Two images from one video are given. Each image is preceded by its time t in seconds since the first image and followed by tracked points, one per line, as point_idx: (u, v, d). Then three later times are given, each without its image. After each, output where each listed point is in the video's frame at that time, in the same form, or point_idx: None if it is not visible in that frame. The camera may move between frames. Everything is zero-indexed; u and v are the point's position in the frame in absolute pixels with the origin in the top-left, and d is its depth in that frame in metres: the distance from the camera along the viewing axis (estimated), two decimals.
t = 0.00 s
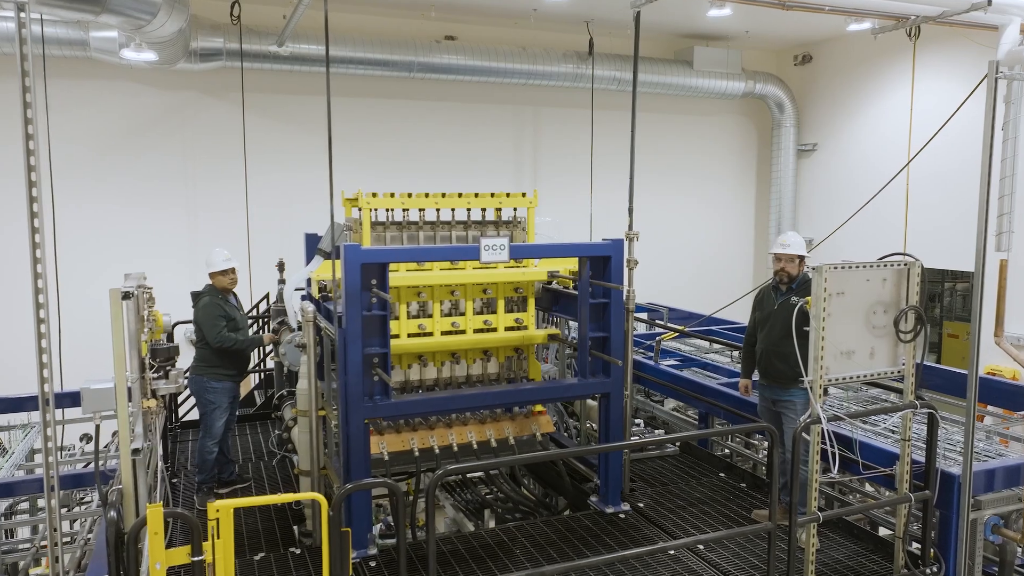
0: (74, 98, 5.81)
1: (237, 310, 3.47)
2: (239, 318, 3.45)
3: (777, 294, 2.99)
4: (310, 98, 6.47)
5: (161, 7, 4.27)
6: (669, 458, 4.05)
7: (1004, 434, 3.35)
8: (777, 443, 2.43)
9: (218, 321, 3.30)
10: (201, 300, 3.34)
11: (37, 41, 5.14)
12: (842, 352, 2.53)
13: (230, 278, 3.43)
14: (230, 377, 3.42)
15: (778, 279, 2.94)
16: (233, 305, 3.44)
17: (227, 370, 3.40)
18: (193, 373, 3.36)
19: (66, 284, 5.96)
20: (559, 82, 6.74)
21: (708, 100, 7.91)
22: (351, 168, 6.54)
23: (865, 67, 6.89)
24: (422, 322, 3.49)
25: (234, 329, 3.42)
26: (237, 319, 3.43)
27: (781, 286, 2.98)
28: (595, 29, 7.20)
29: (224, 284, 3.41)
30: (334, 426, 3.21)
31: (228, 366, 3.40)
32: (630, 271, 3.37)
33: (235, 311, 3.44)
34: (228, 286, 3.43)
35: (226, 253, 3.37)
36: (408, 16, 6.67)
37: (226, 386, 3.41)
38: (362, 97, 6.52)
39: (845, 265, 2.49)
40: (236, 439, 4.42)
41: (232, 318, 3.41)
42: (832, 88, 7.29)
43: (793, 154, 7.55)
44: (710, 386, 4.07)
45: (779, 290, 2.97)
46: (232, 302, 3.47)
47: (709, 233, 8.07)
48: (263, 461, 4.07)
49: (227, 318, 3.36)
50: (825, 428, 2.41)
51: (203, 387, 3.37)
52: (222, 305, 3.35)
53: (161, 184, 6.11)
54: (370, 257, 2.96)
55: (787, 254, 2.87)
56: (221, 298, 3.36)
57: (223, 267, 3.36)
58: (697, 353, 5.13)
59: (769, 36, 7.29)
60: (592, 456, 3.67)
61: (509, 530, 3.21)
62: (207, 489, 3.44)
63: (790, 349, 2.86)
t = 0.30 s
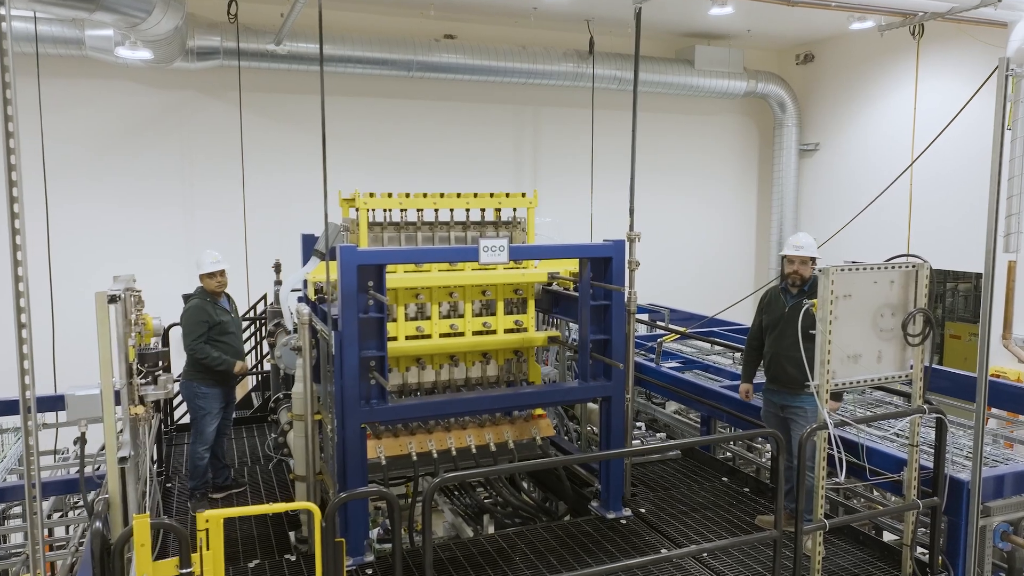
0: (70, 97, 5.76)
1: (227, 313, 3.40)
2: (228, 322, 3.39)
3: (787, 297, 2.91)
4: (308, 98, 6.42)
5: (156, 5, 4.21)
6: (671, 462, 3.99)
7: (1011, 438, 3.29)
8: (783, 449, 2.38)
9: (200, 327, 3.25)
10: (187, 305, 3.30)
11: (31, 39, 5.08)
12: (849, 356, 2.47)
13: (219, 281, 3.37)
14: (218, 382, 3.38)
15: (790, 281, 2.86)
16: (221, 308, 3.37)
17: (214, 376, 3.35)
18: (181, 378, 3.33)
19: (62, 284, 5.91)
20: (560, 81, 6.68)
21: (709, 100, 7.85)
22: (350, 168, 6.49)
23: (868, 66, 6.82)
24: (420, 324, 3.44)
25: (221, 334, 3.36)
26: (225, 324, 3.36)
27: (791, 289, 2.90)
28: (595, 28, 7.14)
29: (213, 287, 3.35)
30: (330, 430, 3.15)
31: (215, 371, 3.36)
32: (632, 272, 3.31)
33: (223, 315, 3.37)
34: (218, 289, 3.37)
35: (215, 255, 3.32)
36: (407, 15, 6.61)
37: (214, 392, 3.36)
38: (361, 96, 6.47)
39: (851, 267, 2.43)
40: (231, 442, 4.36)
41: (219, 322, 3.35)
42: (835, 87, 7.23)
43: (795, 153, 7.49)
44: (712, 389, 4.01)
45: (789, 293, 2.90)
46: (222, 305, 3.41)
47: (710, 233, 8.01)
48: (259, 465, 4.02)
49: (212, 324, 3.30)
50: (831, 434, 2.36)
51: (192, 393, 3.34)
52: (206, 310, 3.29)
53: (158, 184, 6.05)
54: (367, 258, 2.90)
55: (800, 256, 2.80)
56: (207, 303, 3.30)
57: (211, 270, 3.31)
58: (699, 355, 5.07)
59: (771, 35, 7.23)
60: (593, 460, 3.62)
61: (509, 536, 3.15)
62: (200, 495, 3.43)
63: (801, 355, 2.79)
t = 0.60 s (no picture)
0: (66, 96, 5.70)
1: (216, 317, 3.32)
2: (216, 326, 3.31)
3: (798, 300, 2.84)
4: (307, 97, 6.36)
5: (151, 2, 4.15)
6: (673, 466, 3.94)
7: (1019, 442, 3.24)
8: (789, 456, 2.32)
9: (183, 333, 3.19)
10: (174, 309, 3.24)
11: (26, 38, 5.02)
12: (856, 360, 2.42)
13: (207, 284, 3.29)
14: (207, 387, 3.31)
15: (804, 285, 2.79)
16: (209, 312, 3.30)
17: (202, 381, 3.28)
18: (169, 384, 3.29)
19: (58, 285, 5.85)
20: (560, 80, 6.63)
21: (710, 99, 7.79)
22: (348, 168, 6.43)
23: (871, 65, 6.76)
24: (418, 327, 3.39)
25: (208, 339, 3.29)
26: (212, 328, 3.29)
27: (802, 291, 2.84)
28: (596, 27, 7.09)
29: (202, 290, 3.28)
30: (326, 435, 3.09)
31: (203, 377, 3.29)
32: (633, 274, 3.25)
33: (211, 319, 3.29)
34: (206, 293, 3.30)
35: (202, 257, 3.26)
36: (406, 13, 6.56)
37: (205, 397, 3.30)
38: (359, 96, 6.41)
39: (859, 269, 2.37)
40: (227, 446, 4.31)
41: (205, 327, 3.27)
42: (837, 87, 7.17)
43: (797, 153, 7.43)
44: (714, 391, 3.96)
45: (802, 297, 2.83)
46: (211, 309, 3.33)
47: (711, 233, 7.95)
48: (255, 469, 3.97)
49: (196, 329, 3.23)
50: (839, 440, 2.30)
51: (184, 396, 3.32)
52: (191, 315, 3.22)
53: (155, 184, 5.99)
54: (363, 260, 2.84)
55: (814, 259, 2.75)
56: (193, 307, 3.23)
57: (198, 272, 3.23)
58: (700, 358, 5.01)
59: (773, 34, 7.17)
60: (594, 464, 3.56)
61: (508, 543, 3.09)
62: (193, 501, 3.31)
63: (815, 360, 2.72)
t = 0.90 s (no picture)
0: (62, 95, 5.64)
1: (203, 322, 3.24)
2: (202, 331, 3.22)
3: (812, 306, 2.74)
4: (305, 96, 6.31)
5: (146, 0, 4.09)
6: (676, 470, 3.88)
7: None
8: (796, 462, 2.26)
9: (166, 338, 3.11)
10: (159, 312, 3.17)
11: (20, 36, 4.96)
12: (864, 364, 2.36)
13: (194, 287, 3.21)
14: (193, 394, 3.24)
15: (820, 290, 2.69)
16: (195, 317, 3.21)
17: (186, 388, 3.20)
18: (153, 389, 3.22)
19: (54, 286, 5.79)
20: (560, 79, 6.57)
21: (712, 99, 7.73)
22: (347, 168, 6.37)
23: (874, 64, 6.71)
24: (417, 329, 3.33)
25: (193, 344, 3.20)
26: (197, 333, 3.20)
27: (815, 297, 2.74)
28: (596, 25, 7.03)
29: (188, 294, 3.20)
30: (322, 440, 3.03)
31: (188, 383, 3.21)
32: (636, 276, 3.20)
33: (196, 324, 3.21)
34: (193, 297, 3.22)
35: (188, 259, 3.18)
36: (405, 12, 6.50)
37: (191, 404, 3.24)
38: (358, 95, 6.35)
39: (867, 270, 2.31)
40: (222, 450, 4.25)
41: (190, 332, 3.19)
42: (839, 86, 7.11)
43: (799, 153, 7.37)
44: (717, 394, 3.90)
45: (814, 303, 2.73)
46: (198, 313, 3.24)
47: (712, 234, 7.89)
48: (251, 474, 3.91)
49: (180, 334, 3.15)
50: (848, 446, 2.24)
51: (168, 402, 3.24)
52: (175, 320, 3.14)
53: (152, 183, 5.94)
54: (360, 261, 2.78)
55: (829, 263, 2.67)
56: (177, 311, 3.15)
57: (184, 275, 3.16)
58: (702, 360, 4.96)
59: (775, 32, 7.11)
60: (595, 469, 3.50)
61: (507, 549, 3.03)
62: (187, 507, 3.26)
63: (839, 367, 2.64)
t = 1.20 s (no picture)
0: (58, 94, 5.58)
1: (188, 327, 3.16)
2: (186, 337, 3.15)
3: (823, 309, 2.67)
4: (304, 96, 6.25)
5: None
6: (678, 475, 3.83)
7: None
8: (803, 470, 2.20)
9: (148, 344, 3.04)
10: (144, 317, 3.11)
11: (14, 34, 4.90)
12: (873, 369, 2.30)
13: (180, 292, 3.13)
14: (177, 401, 3.17)
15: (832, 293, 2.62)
16: (179, 322, 3.14)
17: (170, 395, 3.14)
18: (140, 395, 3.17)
19: (50, 286, 5.73)
20: (561, 78, 6.52)
21: (713, 98, 7.68)
22: (346, 168, 6.32)
23: (876, 63, 6.66)
24: (415, 331, 3.27)
25: (177, 351, 3.13)
26: (181, 339, 3.13)
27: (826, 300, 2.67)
28: (597, 24, 6.98)
29: (174, 298, 3.13)
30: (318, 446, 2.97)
31: (171, 390, 3.15)
32: (638, 277, 3.14)
33: (181, 329, 3.14)
34: (179, 301, 3.14)
35: (176, 263, 3.10)
36: (403, 10, 6.44)
37: (177, 412, 3.17)
38: (357, 94, 6.29)
39: (876, 272, 2.26)
40: (218, 453, 4.19)
41: (174, 338, 3.12)
42: (841, 85, 7.06)
43: (801, 153, 7.32)
44: (720, 398, 3.85)
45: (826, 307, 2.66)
46: (184, 317, 3.17)
47: (713, 234, 7.83)
48: (247, 478, 3.86)
49: (163, 341, 3.08)
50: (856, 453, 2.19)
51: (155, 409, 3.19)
52: (157, 326, 3.07)
53: (149, 183, 5.88)
54: (356, 262, 2.72)
55: (840, 266, 2.62)
56: (161, 317, 3.08)
57: (171, 279, 3.08)
58: (705, 362, 4.90)
59: (777, 31, 7.06)
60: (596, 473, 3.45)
61: (507, 556, 2.97)
62: (181, 513, 3.22)
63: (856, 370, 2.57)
